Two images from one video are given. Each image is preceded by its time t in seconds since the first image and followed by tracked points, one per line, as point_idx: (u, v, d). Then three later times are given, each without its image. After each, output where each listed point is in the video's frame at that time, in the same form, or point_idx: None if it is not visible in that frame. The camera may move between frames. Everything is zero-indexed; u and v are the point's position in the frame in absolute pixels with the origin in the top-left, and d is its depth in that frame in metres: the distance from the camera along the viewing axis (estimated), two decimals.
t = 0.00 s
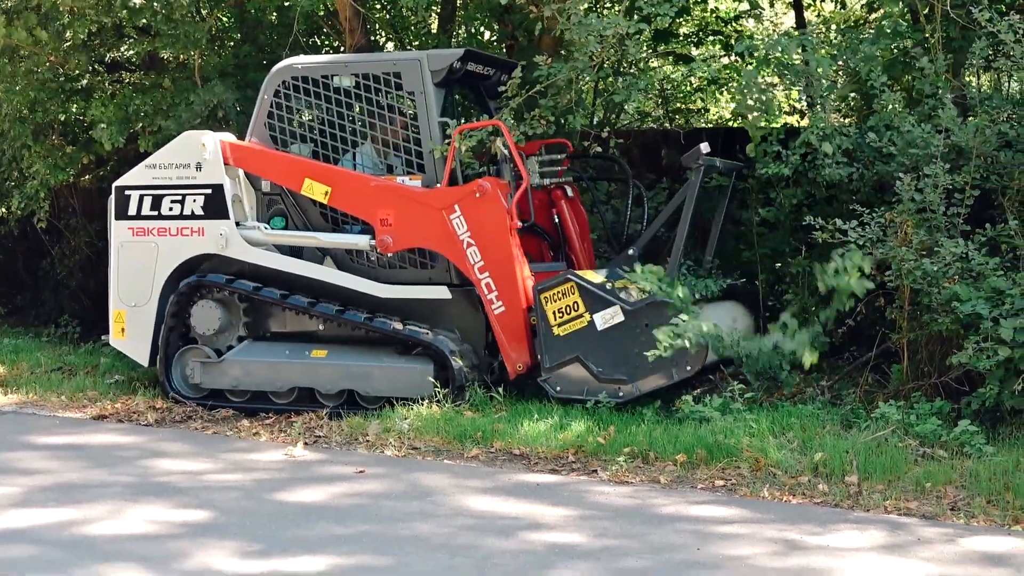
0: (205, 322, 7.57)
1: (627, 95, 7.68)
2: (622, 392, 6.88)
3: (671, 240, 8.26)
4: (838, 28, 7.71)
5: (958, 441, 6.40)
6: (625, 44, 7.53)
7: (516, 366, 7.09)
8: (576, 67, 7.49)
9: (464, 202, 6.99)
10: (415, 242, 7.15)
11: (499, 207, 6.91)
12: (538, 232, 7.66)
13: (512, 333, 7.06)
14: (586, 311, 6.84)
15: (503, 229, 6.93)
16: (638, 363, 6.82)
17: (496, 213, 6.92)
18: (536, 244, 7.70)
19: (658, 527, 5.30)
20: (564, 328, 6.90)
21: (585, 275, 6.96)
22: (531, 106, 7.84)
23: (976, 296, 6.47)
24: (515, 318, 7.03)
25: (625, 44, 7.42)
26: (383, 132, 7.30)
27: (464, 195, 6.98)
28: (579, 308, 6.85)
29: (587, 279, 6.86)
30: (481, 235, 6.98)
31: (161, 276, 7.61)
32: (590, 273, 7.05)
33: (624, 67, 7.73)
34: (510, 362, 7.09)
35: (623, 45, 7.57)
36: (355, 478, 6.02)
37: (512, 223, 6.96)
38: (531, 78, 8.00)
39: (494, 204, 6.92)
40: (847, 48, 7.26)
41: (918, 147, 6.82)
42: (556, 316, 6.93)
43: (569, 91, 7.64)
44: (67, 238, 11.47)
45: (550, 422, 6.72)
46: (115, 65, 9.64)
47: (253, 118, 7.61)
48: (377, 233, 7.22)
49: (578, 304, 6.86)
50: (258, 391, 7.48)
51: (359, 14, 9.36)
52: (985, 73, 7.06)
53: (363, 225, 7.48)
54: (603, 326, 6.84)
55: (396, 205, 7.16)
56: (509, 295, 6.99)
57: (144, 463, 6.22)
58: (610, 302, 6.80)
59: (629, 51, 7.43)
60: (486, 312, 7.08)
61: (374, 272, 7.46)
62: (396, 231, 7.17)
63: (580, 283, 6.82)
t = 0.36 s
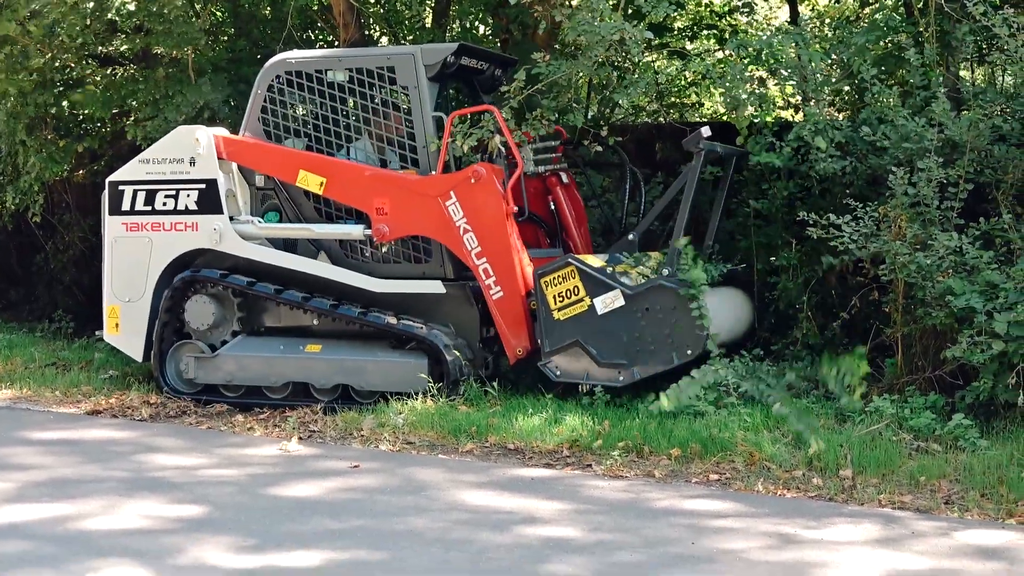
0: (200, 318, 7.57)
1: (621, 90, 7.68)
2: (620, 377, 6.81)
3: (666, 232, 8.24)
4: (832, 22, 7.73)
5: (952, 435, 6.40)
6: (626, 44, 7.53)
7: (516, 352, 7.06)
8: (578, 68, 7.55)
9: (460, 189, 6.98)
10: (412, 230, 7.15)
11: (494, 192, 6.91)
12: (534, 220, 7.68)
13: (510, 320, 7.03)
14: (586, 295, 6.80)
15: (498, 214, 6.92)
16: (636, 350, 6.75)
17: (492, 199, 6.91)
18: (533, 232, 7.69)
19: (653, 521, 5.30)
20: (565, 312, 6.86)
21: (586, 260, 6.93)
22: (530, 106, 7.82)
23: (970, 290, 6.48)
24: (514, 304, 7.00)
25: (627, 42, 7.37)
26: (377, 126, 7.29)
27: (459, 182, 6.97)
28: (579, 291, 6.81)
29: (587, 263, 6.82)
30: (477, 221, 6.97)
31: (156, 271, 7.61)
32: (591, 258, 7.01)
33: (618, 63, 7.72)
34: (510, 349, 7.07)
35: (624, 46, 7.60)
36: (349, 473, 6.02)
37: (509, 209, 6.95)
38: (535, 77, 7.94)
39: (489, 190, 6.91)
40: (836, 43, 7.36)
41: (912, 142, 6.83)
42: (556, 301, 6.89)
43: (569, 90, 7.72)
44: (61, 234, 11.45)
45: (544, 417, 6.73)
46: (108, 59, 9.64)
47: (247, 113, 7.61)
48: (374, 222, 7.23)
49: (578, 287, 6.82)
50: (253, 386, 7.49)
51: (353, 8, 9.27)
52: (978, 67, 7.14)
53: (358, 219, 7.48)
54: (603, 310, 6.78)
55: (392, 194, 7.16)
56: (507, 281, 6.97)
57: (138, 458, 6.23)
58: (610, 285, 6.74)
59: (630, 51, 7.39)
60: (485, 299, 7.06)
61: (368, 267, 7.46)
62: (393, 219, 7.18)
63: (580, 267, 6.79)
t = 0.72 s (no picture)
0: (198, 313, 7.57)
1: (616, 83, 7.82)
2: (617, 369, 6.80)
3: (662, 228, 8.23)
4: (827, 17, 7.75)
5: (947, 430, 6.40)
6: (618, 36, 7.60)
7: (513, 344, 7.06)
8: (571, 61, 7.54)
9: (456, 181, 6.97)
10: (409, 223, 7.14)
11: (491, 183, 6.89)
12: (533, 213, 7.68)
13: (507, 311, 7.02)
14: (584, 286, 6.79)
15: (495, 205, 6.90)
16: (634, 342, 6.75)
17: (488, 190, 6.90)
18: (532, 225, 7.71)
19: (648, 516, 5.30)
20: (562, 304, 6.84)
21: (584, 252, 6.91)
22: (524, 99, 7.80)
23: (965, 285, 6.49)
24: (511, 296, 6.99)
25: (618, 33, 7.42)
26: (373, 121, 7.29)
27: (455, 173, 6.96)
28: (577, 283, 6.79)
29: (586, 254, 6.81)
30: (474, 213, 6.96)
31: (153, 266, 7.62)
32: (589, 250, 6.99)
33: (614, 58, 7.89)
34: (508, 341, 7.07)
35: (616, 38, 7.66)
36: (345, 468, 6.02)
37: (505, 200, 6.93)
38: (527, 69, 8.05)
39: (486, 181, 6.90)
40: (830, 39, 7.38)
41: (907, 137, 6.84)
42: (554, 292, 6.87)
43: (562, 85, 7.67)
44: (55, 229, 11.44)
45: (539, 412, 6.75)
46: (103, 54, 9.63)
47: (246, 108, 7.62)
48: (371, 215, 7.22)
49: (576, 279, 6.81)
50: (250, 381, 7.49)
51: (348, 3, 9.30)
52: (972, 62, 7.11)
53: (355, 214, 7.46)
54: (601, 302, 6.77)
55: (388, 186, 7.16)
56: (504, 272, 6.96)
57: (134, 454, 6.23)
58: (609, 277, 6.73)
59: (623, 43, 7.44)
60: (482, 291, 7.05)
61: (365, 262, 7.45)
62: (390, 212, 7.17)
63: (578, 259, 6.77)
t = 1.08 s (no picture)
0: (205, 308, 7.61)
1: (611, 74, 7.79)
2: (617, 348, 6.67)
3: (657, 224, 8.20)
4: (823, 13, 7.77)
5: (942, 426, 6.41)
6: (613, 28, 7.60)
7: (513, 337, 7.01)
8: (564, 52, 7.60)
9: (456, 175, 6.95)
10: (410, 218, 7.14)
11: (490, 177, 6.86)
12: (542, 207, 7.68)
13: (506, 306, 6.99)
14: (572, 270, 6.71)
15: (494, 200, 6.87)
16: (629, 320, 6.62)
17: (487, 184, 6.87)
18: (542, 220, 7.68)
19: (644, 511, 5.31)
20: (554, 291, 6.78)
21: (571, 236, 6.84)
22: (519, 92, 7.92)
23: (961, 281, 6.50)
24: (510, 291, 6.96)
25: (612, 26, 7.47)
26: (375, 116, 7.28)
27: (455, 168, 6.94)
28: (566, 268, 6.72)
29: (572, 238, 6.74)
30: (473, 207, 6.93)
31: (161, 262, 7.65)
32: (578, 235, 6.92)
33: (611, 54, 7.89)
34: (507, 335, 7.02)
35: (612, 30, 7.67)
36: (341, 463, 6.03)
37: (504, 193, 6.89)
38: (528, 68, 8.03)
39: (485, 175, 6.87)
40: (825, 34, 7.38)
41: (903, 133, 6.85)
42: (545, 280, 6.81)
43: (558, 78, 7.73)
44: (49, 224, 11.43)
45: (535, 408, 6.76)
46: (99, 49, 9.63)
47: (250, 104, 7.65)
48: (372, 211, 7.23)
49: (564, 264, 6.74)
50: (254, 376, 7.51)
51: None
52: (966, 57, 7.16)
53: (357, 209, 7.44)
54: (591, 284, 6.68)
55: (389, 181, 7.15)
56: (503, 267, 6.93)
57: (130, 449, 6.22)
58: (595, 258, 6.65)
59: (619, 35, 7.47)
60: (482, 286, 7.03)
61: (369, 257, 7.46)
62: (391, 207, 7.17)
63: (564, 243, 6.70)
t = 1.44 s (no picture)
0: (212, 305, 7.62)
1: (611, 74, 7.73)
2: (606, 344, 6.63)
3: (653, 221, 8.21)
4: (819, 10, 7.78)
5: (937, 422, 6.42)
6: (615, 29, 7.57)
7: (507, 332, 6.99)
8: (567, 53, 7.57)
9: (451, 170, 6.95)
10: (409, 213, 7.15)
11: (484, 172, 6.84)
12: (550, 203, 7.82)
13: (501, 300, 6.97)
14: (564, 265, 6.69)
15: (489, 195, 6.85)
16: (620, 316, 6.59)
17: (482, 179, 6.85)
18: (550, 215, 7.84)
19: (639, 508, 5.32)
20: (547, 286, 6.76)
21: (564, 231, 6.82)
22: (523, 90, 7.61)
23: (956, 278, 6.50)
24: (504, 285, 6.93)
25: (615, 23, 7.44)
26: (376, 111, 7.27)
27: (450, 162, 6.93)
28: (558, 262, 6.70)
29: (564, 233, 6.72)
30: (469, 202, 6.92)
31: (170, 259, 7.66)
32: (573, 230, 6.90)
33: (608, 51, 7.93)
34: (502, 330, 7.00)
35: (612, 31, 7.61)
36: (336, 460, 6.03)
37: (500, 187, 6.88)
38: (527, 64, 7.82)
39: (479, 169, 6.85)
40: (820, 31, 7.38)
41: (898, 130, 6.85)
42: (538, 275, 6.80)
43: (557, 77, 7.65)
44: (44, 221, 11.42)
45: (531, 405, 6.76)
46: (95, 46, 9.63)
47: (258, 100, 7.70)
48: (371, 206, 7.25)
49: (557, 259, 6.72)
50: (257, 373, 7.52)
51: None
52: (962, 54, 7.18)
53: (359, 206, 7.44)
54: (582, 279, 6.66)
55: (387, 176, 7.16)
56: (498, 261, 6.91)
57: (125, 446, 6.22)
58: (587, 253, 6.62)
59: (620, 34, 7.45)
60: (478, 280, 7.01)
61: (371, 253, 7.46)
62: (389, 202, 7.18)
63: (556, 238, 6.69)
